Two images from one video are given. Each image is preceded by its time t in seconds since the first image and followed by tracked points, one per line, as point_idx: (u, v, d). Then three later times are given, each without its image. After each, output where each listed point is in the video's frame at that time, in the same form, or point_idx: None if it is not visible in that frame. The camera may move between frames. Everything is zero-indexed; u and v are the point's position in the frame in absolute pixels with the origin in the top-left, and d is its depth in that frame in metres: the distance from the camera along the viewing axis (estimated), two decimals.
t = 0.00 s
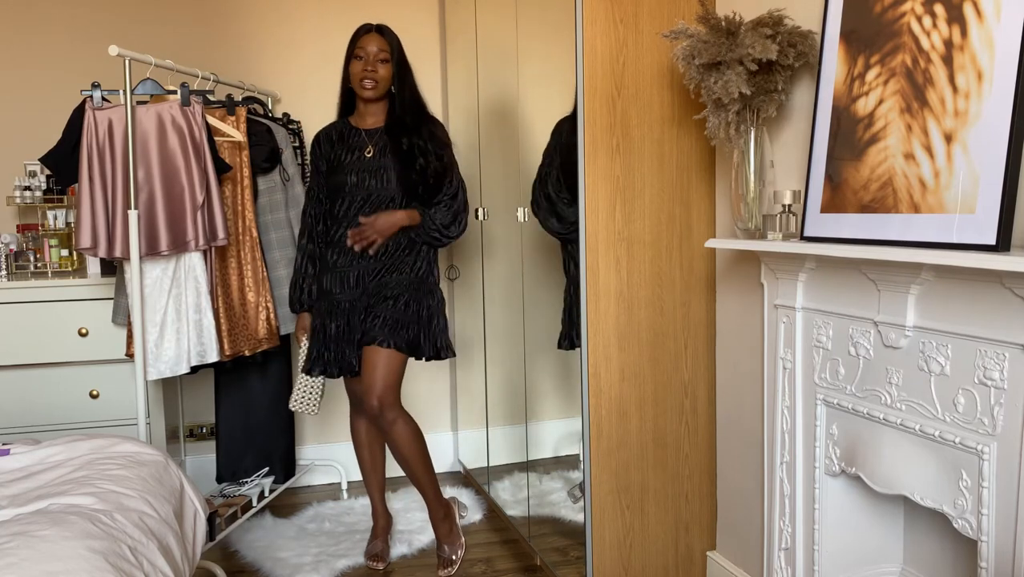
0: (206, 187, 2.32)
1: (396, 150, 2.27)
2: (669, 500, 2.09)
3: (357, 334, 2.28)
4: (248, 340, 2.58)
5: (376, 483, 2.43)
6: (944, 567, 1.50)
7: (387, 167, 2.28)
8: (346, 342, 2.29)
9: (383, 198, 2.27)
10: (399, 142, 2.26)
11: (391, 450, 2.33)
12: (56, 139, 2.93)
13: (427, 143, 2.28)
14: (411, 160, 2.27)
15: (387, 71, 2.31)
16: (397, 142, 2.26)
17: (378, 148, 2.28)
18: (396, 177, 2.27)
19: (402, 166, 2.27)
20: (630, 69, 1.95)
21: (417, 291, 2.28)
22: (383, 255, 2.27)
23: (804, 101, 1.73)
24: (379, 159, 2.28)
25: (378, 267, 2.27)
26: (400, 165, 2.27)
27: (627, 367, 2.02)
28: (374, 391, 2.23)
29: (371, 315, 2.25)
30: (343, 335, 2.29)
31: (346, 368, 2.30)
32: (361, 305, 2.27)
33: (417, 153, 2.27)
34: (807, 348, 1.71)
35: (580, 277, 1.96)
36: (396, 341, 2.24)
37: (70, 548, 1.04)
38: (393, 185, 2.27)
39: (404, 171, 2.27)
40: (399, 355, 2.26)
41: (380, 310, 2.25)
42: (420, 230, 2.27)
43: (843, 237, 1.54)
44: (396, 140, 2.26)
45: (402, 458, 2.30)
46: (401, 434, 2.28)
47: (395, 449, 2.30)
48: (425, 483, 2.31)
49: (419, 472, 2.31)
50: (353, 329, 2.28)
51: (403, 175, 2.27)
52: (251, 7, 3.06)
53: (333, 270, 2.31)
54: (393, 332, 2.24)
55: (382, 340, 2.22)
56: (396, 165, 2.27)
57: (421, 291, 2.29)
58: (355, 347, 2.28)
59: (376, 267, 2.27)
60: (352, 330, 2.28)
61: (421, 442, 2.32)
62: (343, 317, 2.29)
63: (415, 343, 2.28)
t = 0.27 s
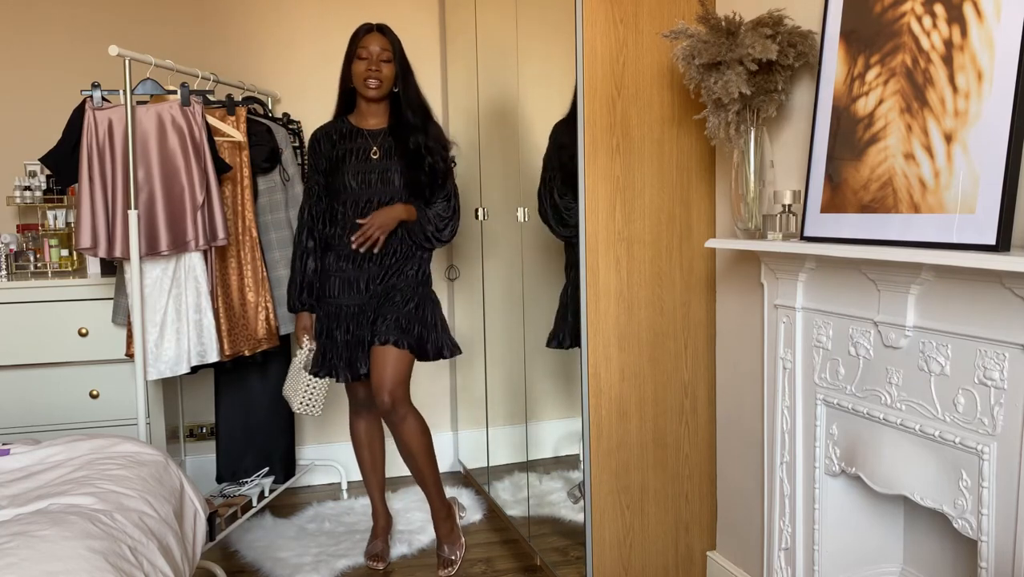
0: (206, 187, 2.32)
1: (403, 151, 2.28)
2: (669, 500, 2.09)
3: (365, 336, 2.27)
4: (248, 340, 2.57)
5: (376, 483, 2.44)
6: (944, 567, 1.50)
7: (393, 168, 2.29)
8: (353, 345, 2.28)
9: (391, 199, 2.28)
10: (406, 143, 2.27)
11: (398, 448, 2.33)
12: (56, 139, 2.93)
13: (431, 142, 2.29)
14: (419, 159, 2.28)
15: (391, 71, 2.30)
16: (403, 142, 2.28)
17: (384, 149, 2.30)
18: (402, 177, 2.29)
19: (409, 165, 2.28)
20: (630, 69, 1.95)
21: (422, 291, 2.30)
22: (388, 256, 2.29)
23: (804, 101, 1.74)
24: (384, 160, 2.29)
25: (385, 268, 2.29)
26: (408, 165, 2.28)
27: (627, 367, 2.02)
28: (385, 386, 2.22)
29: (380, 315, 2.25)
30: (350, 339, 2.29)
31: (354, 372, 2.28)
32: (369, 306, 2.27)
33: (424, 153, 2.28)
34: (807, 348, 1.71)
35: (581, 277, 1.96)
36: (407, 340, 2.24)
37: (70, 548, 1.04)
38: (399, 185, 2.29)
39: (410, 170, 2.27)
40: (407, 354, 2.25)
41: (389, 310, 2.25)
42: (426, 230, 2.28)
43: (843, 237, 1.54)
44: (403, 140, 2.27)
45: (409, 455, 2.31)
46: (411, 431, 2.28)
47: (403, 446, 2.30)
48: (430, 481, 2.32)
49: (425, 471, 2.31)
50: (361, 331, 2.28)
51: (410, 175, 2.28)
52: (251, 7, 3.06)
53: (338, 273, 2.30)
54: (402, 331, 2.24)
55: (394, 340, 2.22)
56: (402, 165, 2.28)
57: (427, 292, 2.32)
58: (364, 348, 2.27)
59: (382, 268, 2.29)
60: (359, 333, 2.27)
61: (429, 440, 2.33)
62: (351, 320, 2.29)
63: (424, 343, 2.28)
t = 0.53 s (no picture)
0: (206, 187, 2.32)
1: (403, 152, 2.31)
2: (669, 500, 2.09)
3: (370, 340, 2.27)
4: (248, 340, 2.58)
5: (376, 482, 2.43)
6: (944, 567, 1.50)
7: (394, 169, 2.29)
8: (357, 348, 2.29)
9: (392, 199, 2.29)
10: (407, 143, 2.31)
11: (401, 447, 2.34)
12: (56, 139, 2.93)
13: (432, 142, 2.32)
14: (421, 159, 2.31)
15: (391, 71, 2.30)
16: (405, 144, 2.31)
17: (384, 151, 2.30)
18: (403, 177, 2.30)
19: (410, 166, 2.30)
20: (630, 69, 1.95)
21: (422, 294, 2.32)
22: (391, 260, 2.29)
23: (804, 101, 1.73)
24: (385, 162, 2.29)
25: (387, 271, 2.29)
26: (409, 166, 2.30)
27: (627, 367, 2.02)
28: (390, 385, 2.24)
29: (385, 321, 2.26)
30: (355, 341, 2.29)
31: (359, 375, 2.28)
32: (373, 309, 2.28)
33: (427, 152, 2.32)
34: (807, 348, 1.71)
35: (580, 277, 1.96)
36: (412, 347, 2.26)
37: (70, 548, 1.04)
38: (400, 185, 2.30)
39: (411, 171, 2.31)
40: (409, 359, 2.27)
41: (393, 315, 2.26)
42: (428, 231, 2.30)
43: (843, 237, 1.54)
44: (404, 141, 2.31)
45: (412, 455, 2.31)
46: (414, 430, 2.29)
47: (406, 446, 2.30)
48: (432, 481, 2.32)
49: (428, 470, 2.32)
50: (365, 334, 2.28)
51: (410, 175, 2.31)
52: (251, 7, 3.05)
53: (341, 275, 2.31)
54: (406, 337, 2.26)
55: (400, 348, 2.25)
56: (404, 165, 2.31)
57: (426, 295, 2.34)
58: (370, 353, 2.27)
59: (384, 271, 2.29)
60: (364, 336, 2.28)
61: (432, 441, 2.34)
62: (355, 323, 2.29)
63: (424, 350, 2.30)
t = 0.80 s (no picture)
0: (206, 187, 2.32)
1: (404, 152, 2.31)
2: (669, 500, 2.09)
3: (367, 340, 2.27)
4: (248, 340, 2.58)
5: (375, 482, 2.43)
6: (944, 567, 1.50)
7: (394, 169, 2.29)
8: (354, 348, 2.29)
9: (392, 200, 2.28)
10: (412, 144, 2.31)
11: (398, 449, 2.33)
12: (56, 139, 2.93)
13: (437, 143, 2.33)
14: (424, 159, 2.32)
15: (391, 71, 2.30)
16: (407, 144, 2.31)
17: (384, 151, 2.30)
18: (404, 177, 2.30)
19: (412, 167, 2.31)
20: (630, 69, 1.95)
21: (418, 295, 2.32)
22: (389, 260, 2.29)
23: (804, 101, 1.73)
24: (384, 162, 2.29)
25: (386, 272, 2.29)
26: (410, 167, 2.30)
27: (627, 367, 2.02)
28: (385, 387, 2.24)
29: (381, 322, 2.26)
30: (352, 341, 2.29)
31: (353, 375, 2.28)
32: (370, 310, 2.28)
33: (431, 153, 2.32)
34: (807, 348, 1.71)
35: (580, 277, 1.96)
36: (408, 349, 2.27)
37: (70, 548, 1.04)
38: (401, 185, 2.29)
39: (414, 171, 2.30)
40: (404, 360, 2.28)
41: (389, 316, 2.26)
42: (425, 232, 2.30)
43: (843, 237, 1.54)
44: (407, 142, 2.30)
45: (409, 457, 2.31)
46: (410, 432, 2.29)
47: (403, 448, 2.30)
48: (429, 482, 2.32)
49: (425, 471, 2.32)
50: (362, 335, 2.28)
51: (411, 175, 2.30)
52: (251, 7, 3.05)
53: (339, 275, 2.30)
54: (401, 338, 2.26)
55: (395, 349, 2.25)
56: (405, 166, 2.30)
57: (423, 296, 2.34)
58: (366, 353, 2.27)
59: (383, 272, 2.28)
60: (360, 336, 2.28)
61: (428, 442, 2.34)
62: (353, 323, 2.29)
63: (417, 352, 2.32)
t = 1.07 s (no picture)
0: (206, 187, 2.32)
1: (404, 153, 2.32)
2: (669, 500, 2.09)
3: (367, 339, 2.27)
4: (248, 340, 2.58)
5: (376, 482, 2.44)
6: (944, 567, 1.50)
7: (394, 169, 2.29)
8: (354, 348, 2.29)
9: (393, 200, 2.28)
10: (409, 145, 2.31)
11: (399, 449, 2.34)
12: (56, 139, 2.93)
13: (433, 144, 2.34)
14: (421, 161, 2.33)
15: (391, 72, 2.30)
16: (406, 145, 2.32)
17: (385, 151, 2.30)
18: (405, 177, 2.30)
19: (412, 168, 2.32)
20: (630, 69, 1.95)
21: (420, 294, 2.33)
22: (389, 259, 2.28)
23: (804, 101, 1.74)
24: (385, 162, 2.29)
25: (386, 272, 2.29)
26: (412, 167, 2.32)
27: (627, 367, 2.02)
28: (387, 387, 2.24)
29: (385, 321, 2.27)
30: (352, 342, 2.29)
31: (353, 375, 2.28)
32: (371, 309, 2.28)
33: (427, 155, 2.34)
34: (807, 348, 1.71)
35: (580, 276, 1.96)
36: (411, 348, 2.28)
37: (70, 548, 1.04)
38: (402, 185, 2.29)
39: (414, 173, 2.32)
40: (406, 359, 2.28)
41: (392, 315, 2.27)
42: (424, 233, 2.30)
43: (843, 237, 1.54)
44: (405, 143, 2.31)
45: (410, 456, 2.31)
46: (411, 432, 2.29)
47: (404, 447, 2.30)
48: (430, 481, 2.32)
49: (426, 471, 2.32)
50: (363, 335, 2.28)
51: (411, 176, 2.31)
52: (251, 7, 3.05)
53: (339, 275, 2.30)
54: (404, 337, 2.27)
55: (399, 349, 2.26)
56: (405, 167, 2.31)
57: (424, 294, 2.35)
58: (368, 353, 2.27)
59: (384, 272, 2.28)
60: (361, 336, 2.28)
61: (429, 442, 2.34)
62: (353, 324, 2.29)
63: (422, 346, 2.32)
